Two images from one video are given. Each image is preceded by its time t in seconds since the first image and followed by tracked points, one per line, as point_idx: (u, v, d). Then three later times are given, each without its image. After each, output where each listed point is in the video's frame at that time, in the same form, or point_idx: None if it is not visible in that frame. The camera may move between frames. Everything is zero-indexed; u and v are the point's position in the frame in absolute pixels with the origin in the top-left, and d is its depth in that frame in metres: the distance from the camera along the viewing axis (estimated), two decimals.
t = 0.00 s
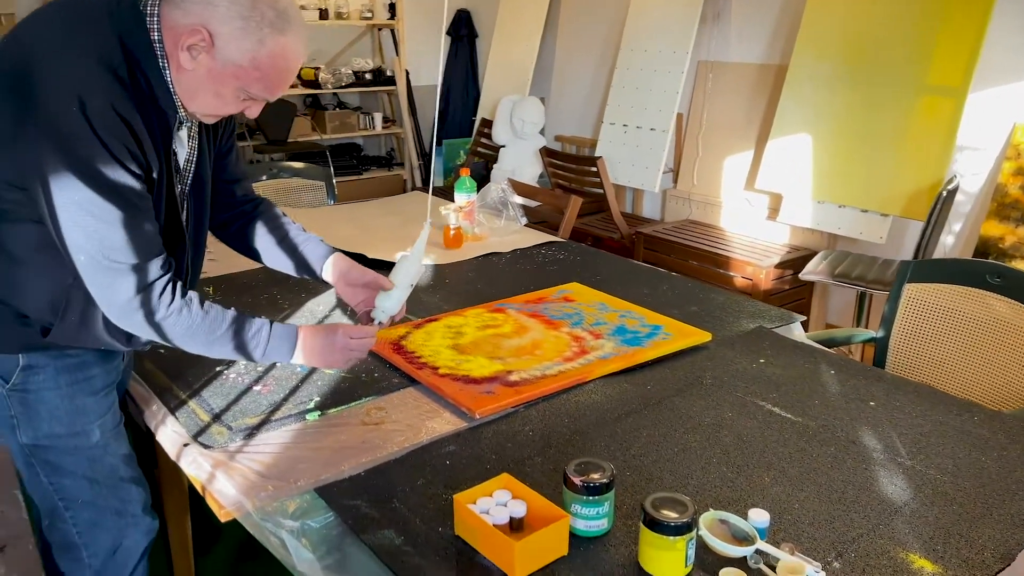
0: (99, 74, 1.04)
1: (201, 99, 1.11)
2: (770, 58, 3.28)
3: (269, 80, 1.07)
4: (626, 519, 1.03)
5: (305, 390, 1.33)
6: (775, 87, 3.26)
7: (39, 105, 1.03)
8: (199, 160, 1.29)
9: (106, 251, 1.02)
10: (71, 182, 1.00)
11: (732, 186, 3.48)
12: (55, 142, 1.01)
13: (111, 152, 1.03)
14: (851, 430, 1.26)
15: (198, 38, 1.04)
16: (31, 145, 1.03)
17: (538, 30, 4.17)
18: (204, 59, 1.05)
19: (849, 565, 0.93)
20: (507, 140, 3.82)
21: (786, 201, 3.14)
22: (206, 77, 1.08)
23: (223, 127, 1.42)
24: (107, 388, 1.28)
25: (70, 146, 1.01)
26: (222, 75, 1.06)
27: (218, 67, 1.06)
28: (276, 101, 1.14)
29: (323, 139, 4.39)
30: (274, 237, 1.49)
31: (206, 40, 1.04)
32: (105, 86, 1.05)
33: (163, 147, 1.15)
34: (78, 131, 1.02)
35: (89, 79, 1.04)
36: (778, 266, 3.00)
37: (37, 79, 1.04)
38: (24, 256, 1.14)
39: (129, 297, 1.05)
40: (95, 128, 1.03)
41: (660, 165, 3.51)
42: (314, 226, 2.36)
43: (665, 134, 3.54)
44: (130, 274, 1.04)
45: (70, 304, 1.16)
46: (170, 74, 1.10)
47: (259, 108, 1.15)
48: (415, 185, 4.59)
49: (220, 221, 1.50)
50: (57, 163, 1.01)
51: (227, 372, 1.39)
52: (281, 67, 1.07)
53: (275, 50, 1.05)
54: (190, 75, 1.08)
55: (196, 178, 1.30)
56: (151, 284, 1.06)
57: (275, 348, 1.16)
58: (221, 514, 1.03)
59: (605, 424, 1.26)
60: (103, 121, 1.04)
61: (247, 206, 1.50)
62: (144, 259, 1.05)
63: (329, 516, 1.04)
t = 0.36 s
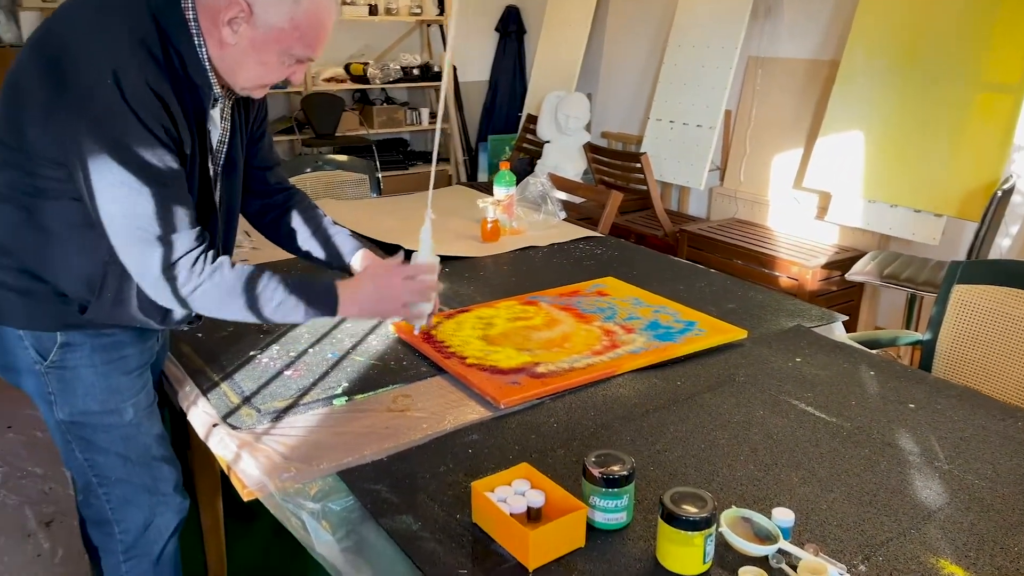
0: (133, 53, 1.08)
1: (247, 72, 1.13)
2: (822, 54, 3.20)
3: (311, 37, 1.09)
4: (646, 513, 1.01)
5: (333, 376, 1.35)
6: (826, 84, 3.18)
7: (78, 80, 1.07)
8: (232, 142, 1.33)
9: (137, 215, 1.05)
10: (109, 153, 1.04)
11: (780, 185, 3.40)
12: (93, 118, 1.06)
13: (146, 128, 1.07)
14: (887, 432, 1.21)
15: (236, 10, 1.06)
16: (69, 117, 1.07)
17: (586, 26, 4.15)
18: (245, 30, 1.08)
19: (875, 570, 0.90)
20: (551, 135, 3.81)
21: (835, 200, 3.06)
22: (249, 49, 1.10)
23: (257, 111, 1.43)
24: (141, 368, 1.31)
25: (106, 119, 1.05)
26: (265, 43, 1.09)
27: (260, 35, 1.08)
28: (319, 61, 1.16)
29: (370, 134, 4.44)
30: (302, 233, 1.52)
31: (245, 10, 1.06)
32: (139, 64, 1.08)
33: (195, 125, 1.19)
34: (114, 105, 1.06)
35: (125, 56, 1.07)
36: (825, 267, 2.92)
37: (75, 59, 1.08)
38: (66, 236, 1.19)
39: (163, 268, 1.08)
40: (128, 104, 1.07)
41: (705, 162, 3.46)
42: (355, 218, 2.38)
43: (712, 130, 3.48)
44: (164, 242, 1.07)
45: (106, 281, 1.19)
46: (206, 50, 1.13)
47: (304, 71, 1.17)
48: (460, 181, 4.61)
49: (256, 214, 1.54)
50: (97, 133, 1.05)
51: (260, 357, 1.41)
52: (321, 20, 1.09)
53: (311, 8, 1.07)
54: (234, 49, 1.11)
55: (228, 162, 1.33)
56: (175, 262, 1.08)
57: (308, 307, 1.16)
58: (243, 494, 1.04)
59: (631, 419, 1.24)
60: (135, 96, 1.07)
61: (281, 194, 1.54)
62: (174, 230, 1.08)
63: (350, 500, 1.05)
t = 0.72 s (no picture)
0: (183, 18, 1.09)
1: (291, 38, 1.15)
2: (877, 48, 3.09)
3: None
4: (671, 519, 0.98)
5: (361, 368, 1.34)
6: (881, 79, 3.07)
7: (122, 50, 1.07)
8: (263, 124, 1.33)
9: (170, 185, 1.08)
10: (161, 118, 1.05)
11: (831, 183, 3.30)
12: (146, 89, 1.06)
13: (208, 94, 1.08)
14: (933, 443, 1.15)
15: None
16: (120, 86, 1.08)
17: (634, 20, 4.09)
18: None
19: None
20: (595, 131, 3.77)
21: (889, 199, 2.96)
22: (292, 12, 1.12)
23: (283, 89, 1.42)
24: (176, 355, 1.32)
25: (160, 84, 1.05)
26: (307, 5, 1.10)
27: None
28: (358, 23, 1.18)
29: (415, 128, 4.45)
30: (335, 225, 1.53)
31: None
32: (191, 32, 1.09)
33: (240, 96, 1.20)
34: (162, 74, 1.05)
35: (175, 21, 1.07)
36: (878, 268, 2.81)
37: (119, 29, 1.07)
38: (104, 218, 1.19)
39: (229, 235, 1.08)
40: (189, 68, 1.07)
41: (753, 159, 3.37)
42: (393, 211, 2.38)
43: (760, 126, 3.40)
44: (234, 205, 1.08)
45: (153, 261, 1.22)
46: (248, 23, 1.15)
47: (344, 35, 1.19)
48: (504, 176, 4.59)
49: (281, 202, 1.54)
50: (146, 102, 1.05)
51: (290, 347, 1.41)
52: None
53: None
54: (276, 16, 1.12)
55: (257, 143, 1.33)
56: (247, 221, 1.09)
57: (334, 273, 1.14)
58: (262, 483, 1.05)
59: (661, 421, 1.20)
60: (193, 61, 1.08)
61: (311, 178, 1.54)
62: (220, 198, 1.07)
63: (370, 494, 1.04)
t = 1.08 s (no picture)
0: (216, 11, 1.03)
1: (317, 26, 1.14)
2: (930, 44, 2.96)
3: None
4: (681, 541, 0.92)
5: (371, 370, 1.30)
6: (934, 77, 2.93)
7: (133, 37, 1.01)
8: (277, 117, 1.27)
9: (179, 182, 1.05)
10: (177, 108, 1.00)
11: (878, 184, 3.17)
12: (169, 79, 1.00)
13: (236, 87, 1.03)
14: (970, 467, 1.07)
15: None
16: (138, 75, 1.02)
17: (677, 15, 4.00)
18: None
19: None
20: (634, 128, 3.69)
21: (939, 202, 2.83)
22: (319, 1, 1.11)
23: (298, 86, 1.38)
24: (197, 352, 1.25)
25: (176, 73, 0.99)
26: None
27: None
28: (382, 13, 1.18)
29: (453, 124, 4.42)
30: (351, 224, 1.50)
31: None
32: (223, 22, 1.04)
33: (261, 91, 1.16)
34: (178, 62, 0.99)
35: (204, 9, 1.02)
36: (926, 274, 2.69)
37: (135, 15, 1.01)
38: (106, 217, 1.12)
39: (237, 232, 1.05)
40: (222, 60, 1.02)
41: (797, 158, 3.27)
42: (420, 208, 2.35)
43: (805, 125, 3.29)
44: (246, 204, 1.04)
45: (173, 263, 1.15)
46: (274, 15, 1.13)
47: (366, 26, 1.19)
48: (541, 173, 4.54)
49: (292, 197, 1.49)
50: (165, 92, 1.00)
51: (301, 347, 1.39)
52: None
53: None
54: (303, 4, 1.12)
55: (273, 136, 1.27)
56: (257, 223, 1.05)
57: (331, 277, 1.11)
58: (259, 489, 1.02)
59: (679, 436, 1.14)
60: (228, 54, 1.03)
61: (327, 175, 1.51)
62: (230, 194, 1.03)
63: (368, 504, 1.00)
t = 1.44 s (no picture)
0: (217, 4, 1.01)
1: (322, 23, 1.09)
2: (975, 43, 2.84)
3: None
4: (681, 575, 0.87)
5: (374, 378, 1.27)
6: (979, 77, 2.81)
7: (129, 35, 0.98)
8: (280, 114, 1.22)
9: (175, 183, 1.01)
10: (174, 109, 0.96)
11: (918, 188, 3.05)
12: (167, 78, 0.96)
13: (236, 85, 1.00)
14: (1000, 500, 1.00)
15: None
16: (135, 74, 0.99)
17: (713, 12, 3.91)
18: None
19: None
20: (665, 128, 3.62)
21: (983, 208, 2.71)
22: None
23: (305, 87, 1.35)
24: (197, 359, 1.23)
25: (171, 72, 0.96)
26: None
27: None
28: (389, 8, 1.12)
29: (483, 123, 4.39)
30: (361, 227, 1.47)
31: None
32: (226, 18, 1.01)
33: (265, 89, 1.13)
34: (177, 59, 0.96)
35: (205, 5, 0.99)
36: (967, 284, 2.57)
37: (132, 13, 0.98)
38: (102, 221, 1.10)
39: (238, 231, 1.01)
40: (224, 57, 0.99)
41: (833, 161, 3.16)
42: (441, 209, 2.32)
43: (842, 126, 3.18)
44: (244, 203, 1.00)
45: (172, 266, 1.11)
46: (278, 12, 1.09)
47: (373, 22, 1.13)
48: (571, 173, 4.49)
49: (298, 199, 1.46)
50: (160, 91, 0.96)
51: (306, 352, 1.36)
52: None
53: None
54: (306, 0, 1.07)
55: (276, 138, 1.24)
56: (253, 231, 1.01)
57: (332, 285, 1.06)
58: (248, 504, 0.99)
59: (689, 457, 1.09)
60: (229, 50, 1.00)
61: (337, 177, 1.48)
62: (230, 193, 0.99)
63: (358, 522, 0.96)
